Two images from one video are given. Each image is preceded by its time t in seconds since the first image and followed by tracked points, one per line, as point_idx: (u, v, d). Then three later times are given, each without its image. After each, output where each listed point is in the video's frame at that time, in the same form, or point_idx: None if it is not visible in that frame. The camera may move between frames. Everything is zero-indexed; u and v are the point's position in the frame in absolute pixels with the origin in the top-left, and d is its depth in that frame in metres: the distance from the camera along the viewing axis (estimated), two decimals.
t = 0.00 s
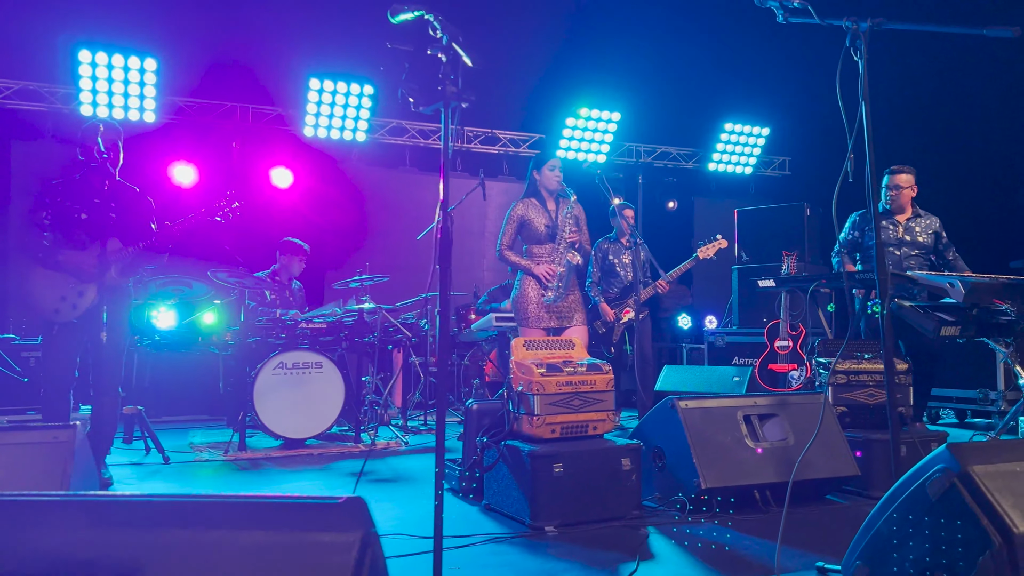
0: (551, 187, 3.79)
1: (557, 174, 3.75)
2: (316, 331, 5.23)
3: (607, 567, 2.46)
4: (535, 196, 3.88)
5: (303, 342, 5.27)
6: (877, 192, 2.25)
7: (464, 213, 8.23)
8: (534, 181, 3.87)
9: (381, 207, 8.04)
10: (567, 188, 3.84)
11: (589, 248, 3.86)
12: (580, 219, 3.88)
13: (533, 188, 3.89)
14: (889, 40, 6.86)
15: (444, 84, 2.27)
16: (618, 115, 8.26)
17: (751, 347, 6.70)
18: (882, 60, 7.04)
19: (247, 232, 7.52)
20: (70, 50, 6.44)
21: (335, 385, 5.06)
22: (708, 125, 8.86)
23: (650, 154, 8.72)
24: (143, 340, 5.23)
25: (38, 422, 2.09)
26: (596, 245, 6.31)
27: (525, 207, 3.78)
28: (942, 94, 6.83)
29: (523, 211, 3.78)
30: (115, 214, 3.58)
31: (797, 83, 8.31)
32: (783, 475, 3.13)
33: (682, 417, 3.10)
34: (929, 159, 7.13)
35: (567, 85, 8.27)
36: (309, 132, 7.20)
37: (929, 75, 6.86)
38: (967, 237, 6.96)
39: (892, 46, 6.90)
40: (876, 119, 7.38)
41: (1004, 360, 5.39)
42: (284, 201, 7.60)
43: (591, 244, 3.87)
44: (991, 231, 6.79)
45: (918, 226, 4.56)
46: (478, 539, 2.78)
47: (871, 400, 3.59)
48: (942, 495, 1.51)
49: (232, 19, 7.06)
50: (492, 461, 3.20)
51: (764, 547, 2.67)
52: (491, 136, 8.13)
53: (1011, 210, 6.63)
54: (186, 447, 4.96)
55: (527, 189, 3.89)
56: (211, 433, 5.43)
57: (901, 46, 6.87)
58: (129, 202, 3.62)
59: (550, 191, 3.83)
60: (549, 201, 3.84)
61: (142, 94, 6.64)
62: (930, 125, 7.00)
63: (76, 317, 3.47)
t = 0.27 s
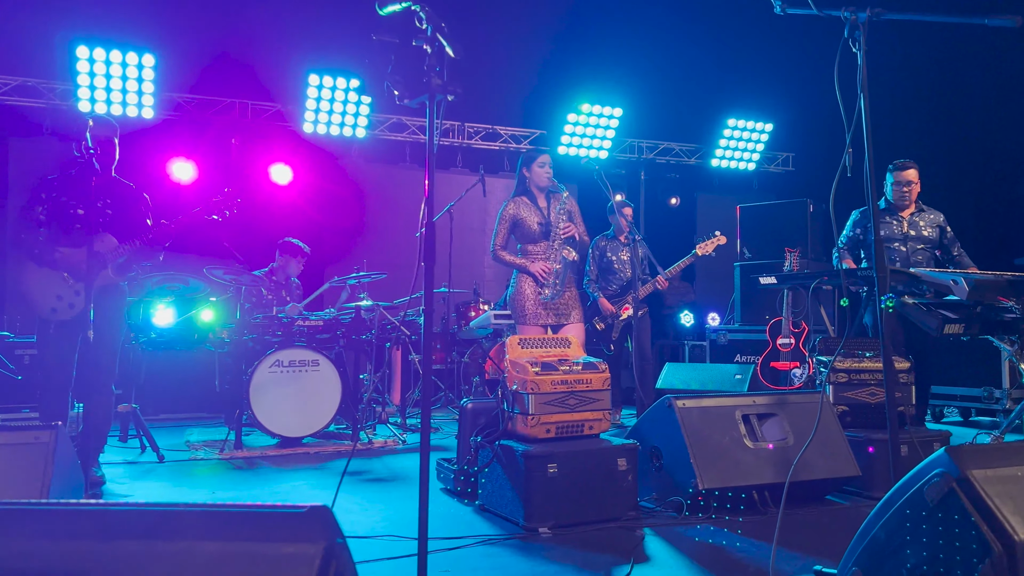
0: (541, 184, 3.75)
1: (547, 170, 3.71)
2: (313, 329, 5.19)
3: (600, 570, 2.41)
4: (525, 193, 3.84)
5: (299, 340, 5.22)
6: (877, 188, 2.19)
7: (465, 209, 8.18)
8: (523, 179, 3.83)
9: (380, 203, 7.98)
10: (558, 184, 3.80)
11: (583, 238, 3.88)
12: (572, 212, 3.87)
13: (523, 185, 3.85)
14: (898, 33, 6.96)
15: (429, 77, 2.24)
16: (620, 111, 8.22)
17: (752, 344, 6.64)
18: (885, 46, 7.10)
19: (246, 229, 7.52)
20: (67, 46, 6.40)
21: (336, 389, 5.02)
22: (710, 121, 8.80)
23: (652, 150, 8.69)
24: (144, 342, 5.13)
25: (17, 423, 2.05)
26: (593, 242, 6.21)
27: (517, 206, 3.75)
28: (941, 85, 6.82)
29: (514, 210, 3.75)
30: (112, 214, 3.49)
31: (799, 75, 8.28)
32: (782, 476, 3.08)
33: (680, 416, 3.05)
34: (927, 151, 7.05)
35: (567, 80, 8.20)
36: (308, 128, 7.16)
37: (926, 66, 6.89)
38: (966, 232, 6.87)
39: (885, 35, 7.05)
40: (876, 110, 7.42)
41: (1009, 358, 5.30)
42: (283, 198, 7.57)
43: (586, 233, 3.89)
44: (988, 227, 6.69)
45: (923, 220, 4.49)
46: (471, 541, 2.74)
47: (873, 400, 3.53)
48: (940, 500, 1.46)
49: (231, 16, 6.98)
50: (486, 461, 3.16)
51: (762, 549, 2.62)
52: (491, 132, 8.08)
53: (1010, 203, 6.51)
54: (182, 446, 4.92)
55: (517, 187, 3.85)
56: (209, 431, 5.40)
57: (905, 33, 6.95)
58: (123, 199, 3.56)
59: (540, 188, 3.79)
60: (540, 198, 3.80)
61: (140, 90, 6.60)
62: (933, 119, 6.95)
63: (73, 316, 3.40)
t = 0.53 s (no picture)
0: (543, 182, 3.76)
1: (549, 168, 3.72)
2: (319, 327, 5.19)
3: (606, 569, 2.40)
4: (527, 192, 3.84)
5: (306, 339, 5.23)
6: (882, 186, 2.17)
7: (471, 207, 8.17)
8: (524, 177, 3.83)
9: (386, 201, 8.00)
10: (560, 182, 3.80)
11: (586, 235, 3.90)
12: (574, 211, 3.88)
13: (524, 184, 3.85)
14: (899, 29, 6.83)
15: (434, 74, 2.23)
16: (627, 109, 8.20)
17: (759, 343, 6.62)
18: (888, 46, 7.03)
19: (253, 227, 7.49)
20: (75, 46, 6.41)
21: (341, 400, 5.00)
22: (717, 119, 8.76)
23: (659, 148, 8.66)
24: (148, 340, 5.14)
25: (23, 421, 2.05)
26: (600, 240, 6.26)
27: (519, 205, 3.75)
28: (946, 81, 6.80)
29: (517, 208, 3.75)
30: (115, 212, 3.57)
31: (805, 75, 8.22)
32: (788, 474, 3.06)
33: (686, 415, 3.04)
34: (934, 147, 7.03)
35: (573, 77, 8.17)
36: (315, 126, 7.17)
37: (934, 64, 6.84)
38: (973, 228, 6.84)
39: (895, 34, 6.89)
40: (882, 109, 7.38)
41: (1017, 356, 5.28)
42: (289, 196, 7.57)
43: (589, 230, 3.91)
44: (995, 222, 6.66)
45: (932, 220, 4.48)
46: (476, 539, 2.73)
47: (880, 398, 3.52)
48: (949, 499, 1.46)
49: (239, 15, 6.93)
50: (491, 459, 3.15)
51: (768, 548, 2.61)
52: (497, 130, 8.07)
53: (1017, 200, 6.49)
54: (189, 444, 4.93)
55: (518, 186, 3.85)
56: (215, 429, 5.41)
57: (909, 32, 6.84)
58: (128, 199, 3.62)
59: (542, 186, 3.79)
60: (542, 196, 3.80)
61: (147, 89, 6.61)
62: (939, 116, 6.92)
63: (73, 313, 3.34)
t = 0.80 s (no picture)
0: (553, 182, 3.79)
1: (560, 168, 3.75)
2: (331, 326, 5.24)
3: (617, 564, 2.43)
4: (538, 191, 3.87)
5: (317, 338, 5.29)
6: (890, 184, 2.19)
7: (479, 208, 8.21)
8: (535, 177, 3.86)
9: (395, 202, 8.04)
10: (569, 183, 3.84)
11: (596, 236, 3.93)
12: (584, 213, 3.90)
13: (535, 184, 3.88)
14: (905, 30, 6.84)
15: (448, 76, 2.27)
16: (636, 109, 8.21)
17: (768, 342, 6.64)
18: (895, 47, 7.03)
19: (264, 228, 7.53)
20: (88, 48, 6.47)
21: (349, 403, 5.04)
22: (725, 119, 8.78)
23: (667, 148, 8.71)
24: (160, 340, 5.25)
25: (46, 418, 2.10)
26: (609, 240, 6.29)
27: (529, 204, 3.77)
28: (952, 82, 6.83)
29: (527, 208, 3.78)
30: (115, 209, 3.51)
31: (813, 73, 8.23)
32: (796, 472, 3.09)
33: (695, 412, 3.07)
34: (941, 146, 7.03)
35: (581, 77, 8.20)
36: (325, 128, 7.21)
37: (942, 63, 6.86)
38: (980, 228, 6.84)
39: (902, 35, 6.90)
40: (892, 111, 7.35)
41: None
42: (299, 197, 7.63)
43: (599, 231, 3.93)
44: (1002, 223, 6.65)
45: (950, 219, 4.47)
46: (488, 535, 2.77)
47: (889, 396, 3.54)
48: (955, 493, 1.48)
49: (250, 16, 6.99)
50: (502, 457, 3.19)
51: (777, 544, 2.64)
52: (506, 131, 8.10)
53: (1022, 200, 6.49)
54: (201, 442, 4.98)
55: (529, 186, 3.89)
56: (227, 428, 5.46)
57: (918, 32, 6.87)
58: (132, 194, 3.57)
59: (553, 186, 3.82)
60: (553, 196, 3.83)
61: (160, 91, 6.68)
62: (949, 117, 6.91)
63: (82, 314, 3.39)
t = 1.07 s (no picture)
0: (561, 182, 3.82)
1: (566, 169, 3.78)
2: (338, 327, 5.31)
3: (622, 561, 2.45)
4: (545, 192, 3.90)
5: (326, 338, 5.34)
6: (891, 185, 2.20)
7: (487, 209, 8.23)
8: (542, 178, 3.90)
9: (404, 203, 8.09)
10: (576, 183, 3.87)
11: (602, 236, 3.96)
12: (590, 212, 3.94)
13: (542, 184, 3.91)
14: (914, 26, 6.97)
15: (455, 78, 2.30)
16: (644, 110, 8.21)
17: (776, 343, 6.65)
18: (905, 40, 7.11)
19: (272, 229, 7.56)
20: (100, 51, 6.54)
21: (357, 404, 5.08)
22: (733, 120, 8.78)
23: (675, 149, 8.63)
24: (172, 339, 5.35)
25: (61, 415, 2.14)
26: (618, 239, 6.34)
27: (536, 204, 3.80)
28: (953, 78, 6.87)
29: (534, 208, 3.80)
30: (112, 211, 3.49)
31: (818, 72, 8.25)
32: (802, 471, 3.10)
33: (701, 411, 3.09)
34: (943, 144, 7.02)
35: (588, 79, 8.23)
36: (333, 130, 7.25)
37: (944, 61, 6.92)
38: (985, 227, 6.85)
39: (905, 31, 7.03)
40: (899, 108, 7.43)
41: None
42: (308, 198, 7.67)
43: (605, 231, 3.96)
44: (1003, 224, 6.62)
45: (967, 224, 4.47)
46: (495, 532, 2.79)
47: (895, 396, 3.55)
48: (956, 488, 1.50)
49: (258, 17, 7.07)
50: (509, 455, 3.21)
51: (782, 542, 2.65)
52: (514, 132, 8.12)
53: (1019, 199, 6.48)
54: (212, 441, 5.02)
55: (536, 187, 3.92)
56: (237, 427, 5.50)
57: (920, 28, 6.97)
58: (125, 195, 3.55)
59: (560, 186, 3.85)
60: (559, 197, 3.87)
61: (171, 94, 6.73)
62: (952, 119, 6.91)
63: (82, 315, 3.33)
